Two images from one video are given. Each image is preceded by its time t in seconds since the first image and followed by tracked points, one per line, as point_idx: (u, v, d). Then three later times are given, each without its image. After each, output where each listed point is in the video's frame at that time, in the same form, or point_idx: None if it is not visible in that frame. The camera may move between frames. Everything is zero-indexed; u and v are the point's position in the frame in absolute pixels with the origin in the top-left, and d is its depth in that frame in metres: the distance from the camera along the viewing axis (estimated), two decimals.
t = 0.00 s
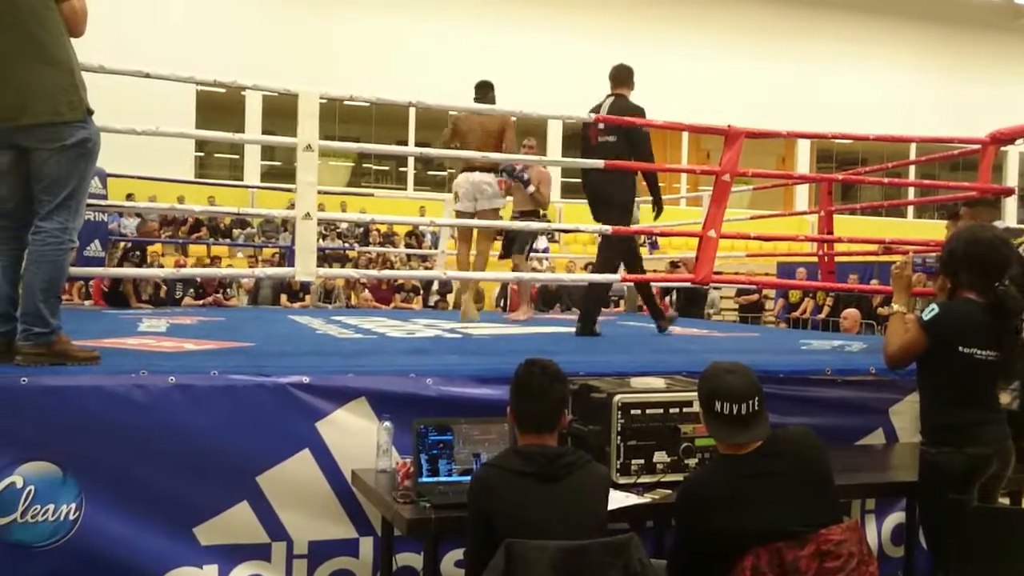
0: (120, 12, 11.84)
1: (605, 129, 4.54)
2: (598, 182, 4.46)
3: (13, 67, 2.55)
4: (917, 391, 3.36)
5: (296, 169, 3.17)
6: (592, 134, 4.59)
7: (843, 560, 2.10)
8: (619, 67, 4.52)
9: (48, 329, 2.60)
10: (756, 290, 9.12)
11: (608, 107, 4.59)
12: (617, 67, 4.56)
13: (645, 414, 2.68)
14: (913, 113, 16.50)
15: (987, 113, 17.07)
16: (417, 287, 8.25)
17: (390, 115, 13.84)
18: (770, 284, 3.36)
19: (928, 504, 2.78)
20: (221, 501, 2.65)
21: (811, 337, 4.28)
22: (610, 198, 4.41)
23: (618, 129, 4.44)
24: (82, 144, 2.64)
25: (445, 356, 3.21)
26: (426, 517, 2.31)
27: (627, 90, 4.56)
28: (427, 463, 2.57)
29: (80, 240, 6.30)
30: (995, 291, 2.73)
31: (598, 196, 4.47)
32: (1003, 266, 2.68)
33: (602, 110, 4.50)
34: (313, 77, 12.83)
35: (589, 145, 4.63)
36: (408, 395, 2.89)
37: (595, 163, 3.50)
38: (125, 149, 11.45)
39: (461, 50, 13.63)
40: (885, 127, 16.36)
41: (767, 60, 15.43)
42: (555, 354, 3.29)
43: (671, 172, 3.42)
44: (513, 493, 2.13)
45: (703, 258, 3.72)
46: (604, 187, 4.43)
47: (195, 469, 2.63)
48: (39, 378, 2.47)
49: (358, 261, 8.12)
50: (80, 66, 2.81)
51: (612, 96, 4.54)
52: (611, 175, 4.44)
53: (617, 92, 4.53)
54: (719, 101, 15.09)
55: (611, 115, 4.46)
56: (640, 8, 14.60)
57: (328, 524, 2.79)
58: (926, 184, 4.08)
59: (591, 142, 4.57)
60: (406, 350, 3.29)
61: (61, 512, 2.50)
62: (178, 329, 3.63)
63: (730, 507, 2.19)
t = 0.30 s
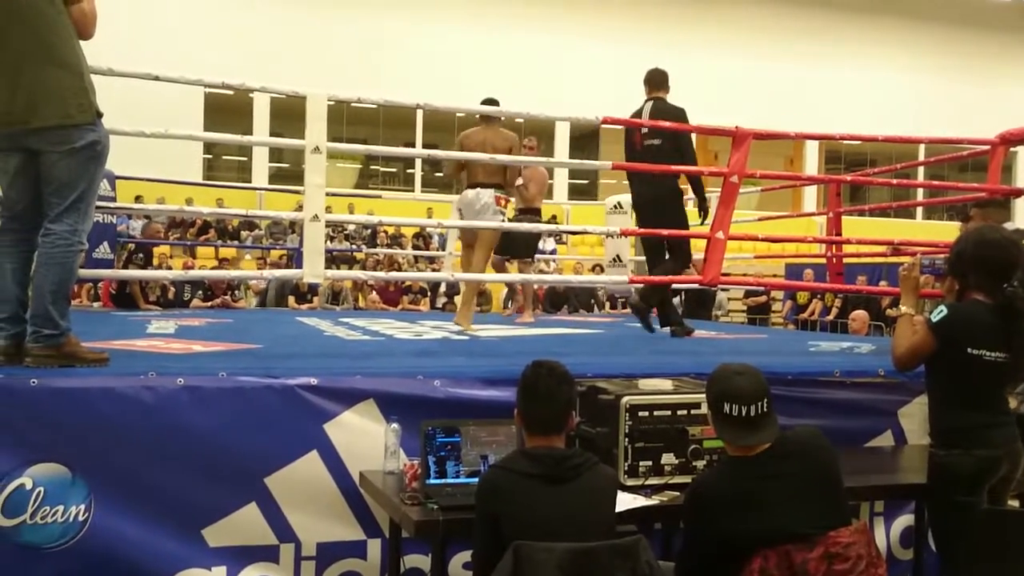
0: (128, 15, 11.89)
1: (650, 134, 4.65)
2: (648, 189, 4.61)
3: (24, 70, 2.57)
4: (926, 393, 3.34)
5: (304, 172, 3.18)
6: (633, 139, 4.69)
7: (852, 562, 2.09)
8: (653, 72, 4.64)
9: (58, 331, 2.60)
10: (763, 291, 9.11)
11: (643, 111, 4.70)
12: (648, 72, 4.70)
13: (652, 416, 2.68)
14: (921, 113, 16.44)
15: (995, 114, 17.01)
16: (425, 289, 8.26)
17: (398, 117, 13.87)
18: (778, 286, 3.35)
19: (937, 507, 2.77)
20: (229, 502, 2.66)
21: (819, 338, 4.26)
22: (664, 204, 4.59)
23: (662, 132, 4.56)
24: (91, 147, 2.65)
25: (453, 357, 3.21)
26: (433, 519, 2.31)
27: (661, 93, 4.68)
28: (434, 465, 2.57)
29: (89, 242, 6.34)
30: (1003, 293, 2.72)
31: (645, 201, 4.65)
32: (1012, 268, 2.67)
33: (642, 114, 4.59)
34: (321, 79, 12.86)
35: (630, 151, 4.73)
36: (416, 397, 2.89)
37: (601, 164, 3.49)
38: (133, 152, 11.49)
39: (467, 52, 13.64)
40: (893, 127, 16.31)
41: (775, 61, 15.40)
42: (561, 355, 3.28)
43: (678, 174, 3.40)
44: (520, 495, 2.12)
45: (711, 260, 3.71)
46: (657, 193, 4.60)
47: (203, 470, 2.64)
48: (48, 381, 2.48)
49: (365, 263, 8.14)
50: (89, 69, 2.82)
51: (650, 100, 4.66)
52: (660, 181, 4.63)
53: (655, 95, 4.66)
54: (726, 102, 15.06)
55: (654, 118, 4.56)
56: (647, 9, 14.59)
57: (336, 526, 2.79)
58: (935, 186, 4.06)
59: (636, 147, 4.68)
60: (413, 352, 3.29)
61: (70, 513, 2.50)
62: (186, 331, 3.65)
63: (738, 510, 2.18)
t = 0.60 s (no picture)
0: (134, 18, 11.91)
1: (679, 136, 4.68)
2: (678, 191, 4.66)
3: (32, 74, 2.58)
4: (933, 396, 3.33)
5: (309, 174, 3.18)
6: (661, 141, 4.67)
7: (859, 565, 2.11)
8: (679, 74, 4.64)
9: (65, 334, 2.61)
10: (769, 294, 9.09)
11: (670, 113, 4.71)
12: (675, 73, 4.69)
13: (658, 419, 2.67)
14: (927, 115, 16.40)
15: (1000, 116, 16.98)
16: (430, 291, 8.25)
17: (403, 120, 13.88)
18: (784, 288, 3.34)
19: (943, 510, 2.76)
20: (235, 504, 2.66)
21: (825, 341, 4.26)
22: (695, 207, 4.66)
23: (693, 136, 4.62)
24: (98, 150, 2.65)
25: (457, 360, 3.20)
26: (438, 521, 2.31)
27: (686, 94, 4.70)
28: (440, 467, 2.57)
29: (96, 245, 6.35)
30: (1009, 295, 2.71)
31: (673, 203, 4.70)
32: (1019, 270, 2.66)
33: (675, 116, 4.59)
34: (325, 82, 12.88)
35: (656, 151, 4.72)
36: (421, 399, 2.89)
37: (607, 167, 3.48)
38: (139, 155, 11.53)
39: (472, 54, 13.64)
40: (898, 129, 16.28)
41: (781, 63, 15.38)
42: (567, 358, 3.28)
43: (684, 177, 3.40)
44: (526, 497, 2.12)
45: (718, 262, 3.70)
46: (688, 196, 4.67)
47: (209, 471, 2.64)
48: (55, 382, 2.49)
49: (371, 265, 8.13)
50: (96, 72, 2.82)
51: (678, 102, 4.67)
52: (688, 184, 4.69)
53: (683, 97, 4.66)
54: (732, 104, 15.05)
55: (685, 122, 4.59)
56: (652, 11, 14.59)
57: (342, 528, 2.79)
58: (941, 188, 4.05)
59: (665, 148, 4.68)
60: (418, 354, 3.29)
61: (76, 515, 2.51)
62: (191, 333, 3.65)
63: (744, 513, 2.18)
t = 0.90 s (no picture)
0: (140, 20, 11.93)
1: (704, 143, 4.70)
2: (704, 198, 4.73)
3: (38, 75, 2.59)
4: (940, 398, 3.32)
5: (316, 175, 3.18)
6: (689, 148, 4.67)
7: (866, 567, 2.09)
8: (701, 83, 4.65)
9: (71, 334, 2.61)
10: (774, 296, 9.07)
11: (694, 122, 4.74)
12: (697, 82, 4.68)
13: (664, 420, 2.67)
14: (933, 117, 16.36)
15: (1005, 116, 16.95)
16: (436, 292, 8.26)
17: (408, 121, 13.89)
18: (791, 289, 3.34)
19: (950, 513, 2.75)
20: (241, 504, 2.66)
21: (831, 342, 4.25)
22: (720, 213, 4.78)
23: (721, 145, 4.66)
24: (105, 151, 2.66)
25: (464, 361, 3.20)
26: (443, 523, 2.31)
27: (707, 103, 4.74)
28: (446, 468, 2.57)
29: (103, 246, 6.37)
30: (1015, 297, 2.70)
31: (696, 207, 4.76)
32: None
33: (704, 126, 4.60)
34: (330, 84, 12.89)
35: (682, 157, 4.70)
36: (427, 400, 2.89)
37: (613, 168, 3.47)
38: (144, 156, 11.55)
39: (476, 56, 13.65)
40: (903, 131, 16.26)
41: (785, 64, 15.36)
42: (573, 359, 3.28)
43: (689, 179, 3.39)
44: (529, 500, 2.12)
45: (724, 264, 3.70)
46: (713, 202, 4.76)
47: (214, 472, 2.64)
48: (62, 383, 2.50)
49: (376, 266, 8.15)
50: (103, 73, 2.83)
51: (702, 111, 4.69)
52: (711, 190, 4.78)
53: (705, 107, 4.69)
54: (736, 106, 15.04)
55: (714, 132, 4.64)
56: (657, 13, 14.58)
57: (348, 529, 2.79)
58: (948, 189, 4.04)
59: (693, 156, 4.68)
60: (425, 355, 3.29)
61: (83, 515, 2.52)
62: (198, 334, 3.65)
63: (750, 515, 2.17)
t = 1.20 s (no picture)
0: (144, 20, 11.94)
1: (722, 147, 4.75)
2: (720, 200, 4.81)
3: (45, 77, 2.59)
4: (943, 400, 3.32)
5: (320, 176, 3.18)
6: (709, 152, 4.71)
7: (870, 569, 2.09)
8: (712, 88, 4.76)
9: (77, 335, 2.62)
10: (778, 297, 9.06)
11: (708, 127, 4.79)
12: (707, 88, 4.80)
13: (668, 421, 2.67)
14: (936, 118, 16.35)
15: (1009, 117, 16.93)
16: (440, 294, 8.26)
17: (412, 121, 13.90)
18: (795, 290, 3.33)
19: (954, 514, 2.75)
20: (246, 505, 2.67)
21: (835, 344, 4.24)
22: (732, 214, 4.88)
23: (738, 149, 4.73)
24: (110, 152, 2.67)
25: (467, 362, 3.20)
26: (448, 524, 2.32)
27: (717, 109, 4.86)
28: (450, 469, 2.57)
29: (107, 246, 6.38)
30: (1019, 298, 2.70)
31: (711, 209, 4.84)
32: None
33: (723, 129, 4.67)
34: (334, 84, 12.91)
35: (701, 159, 4.74)
36: (431, 401, 2.89)
37: (618, 169, 3.45)
38: (149, 157, 11.57)
39: (480, 56, 13.66)
40: (906, 131, 16.24)
41: (789, 65, 15.34)
42: (577, 360, 3.28)
43: (693, 180, 3.37)
44: (533, 501, 2.12)
45: (728, 265, 3.69)
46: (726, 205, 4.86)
47: (218, 473, 2.64)
48: (68, 384, 2.51)
49: (380, 267, 8.16)
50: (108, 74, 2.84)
51: (717, 116, 4.76)
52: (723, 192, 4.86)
53: (719, 112, 4.77)
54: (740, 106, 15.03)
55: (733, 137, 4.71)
56: (660, 13, 14.58)
57: (352, 529, 2.79)
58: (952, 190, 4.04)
59: (712, 160, 4.72)
60: (429, 356, 3.29)
61: (88, 515, 2.53)
62: (202, 335, 3.66)
63: (753, 517, 2.17)
